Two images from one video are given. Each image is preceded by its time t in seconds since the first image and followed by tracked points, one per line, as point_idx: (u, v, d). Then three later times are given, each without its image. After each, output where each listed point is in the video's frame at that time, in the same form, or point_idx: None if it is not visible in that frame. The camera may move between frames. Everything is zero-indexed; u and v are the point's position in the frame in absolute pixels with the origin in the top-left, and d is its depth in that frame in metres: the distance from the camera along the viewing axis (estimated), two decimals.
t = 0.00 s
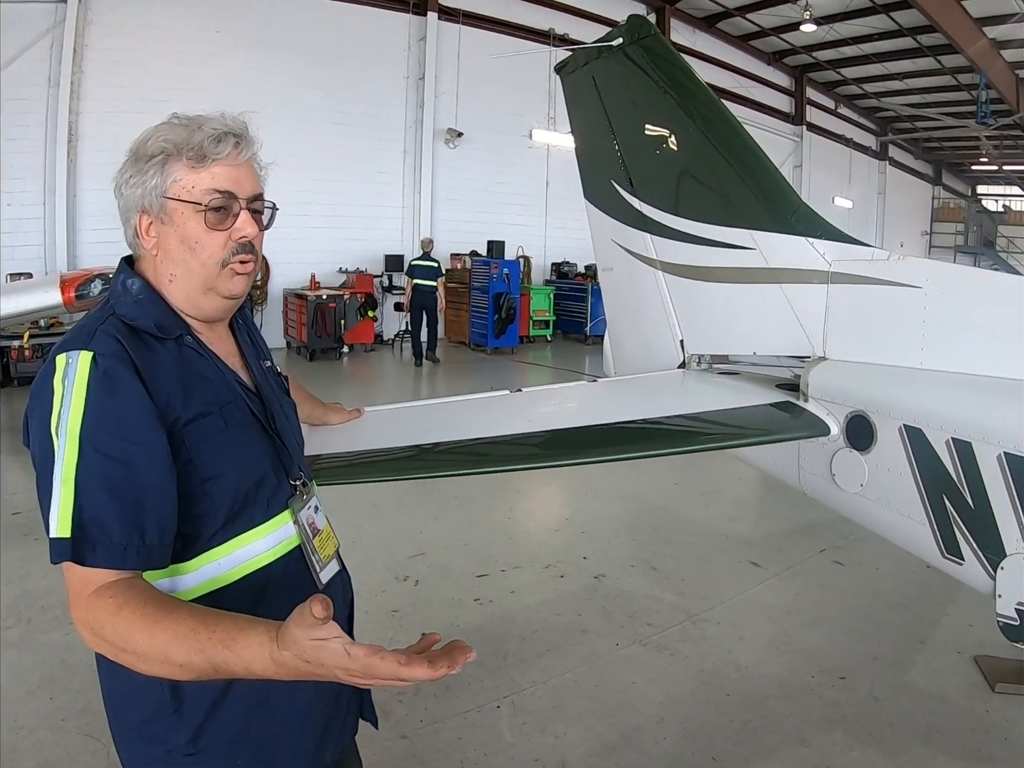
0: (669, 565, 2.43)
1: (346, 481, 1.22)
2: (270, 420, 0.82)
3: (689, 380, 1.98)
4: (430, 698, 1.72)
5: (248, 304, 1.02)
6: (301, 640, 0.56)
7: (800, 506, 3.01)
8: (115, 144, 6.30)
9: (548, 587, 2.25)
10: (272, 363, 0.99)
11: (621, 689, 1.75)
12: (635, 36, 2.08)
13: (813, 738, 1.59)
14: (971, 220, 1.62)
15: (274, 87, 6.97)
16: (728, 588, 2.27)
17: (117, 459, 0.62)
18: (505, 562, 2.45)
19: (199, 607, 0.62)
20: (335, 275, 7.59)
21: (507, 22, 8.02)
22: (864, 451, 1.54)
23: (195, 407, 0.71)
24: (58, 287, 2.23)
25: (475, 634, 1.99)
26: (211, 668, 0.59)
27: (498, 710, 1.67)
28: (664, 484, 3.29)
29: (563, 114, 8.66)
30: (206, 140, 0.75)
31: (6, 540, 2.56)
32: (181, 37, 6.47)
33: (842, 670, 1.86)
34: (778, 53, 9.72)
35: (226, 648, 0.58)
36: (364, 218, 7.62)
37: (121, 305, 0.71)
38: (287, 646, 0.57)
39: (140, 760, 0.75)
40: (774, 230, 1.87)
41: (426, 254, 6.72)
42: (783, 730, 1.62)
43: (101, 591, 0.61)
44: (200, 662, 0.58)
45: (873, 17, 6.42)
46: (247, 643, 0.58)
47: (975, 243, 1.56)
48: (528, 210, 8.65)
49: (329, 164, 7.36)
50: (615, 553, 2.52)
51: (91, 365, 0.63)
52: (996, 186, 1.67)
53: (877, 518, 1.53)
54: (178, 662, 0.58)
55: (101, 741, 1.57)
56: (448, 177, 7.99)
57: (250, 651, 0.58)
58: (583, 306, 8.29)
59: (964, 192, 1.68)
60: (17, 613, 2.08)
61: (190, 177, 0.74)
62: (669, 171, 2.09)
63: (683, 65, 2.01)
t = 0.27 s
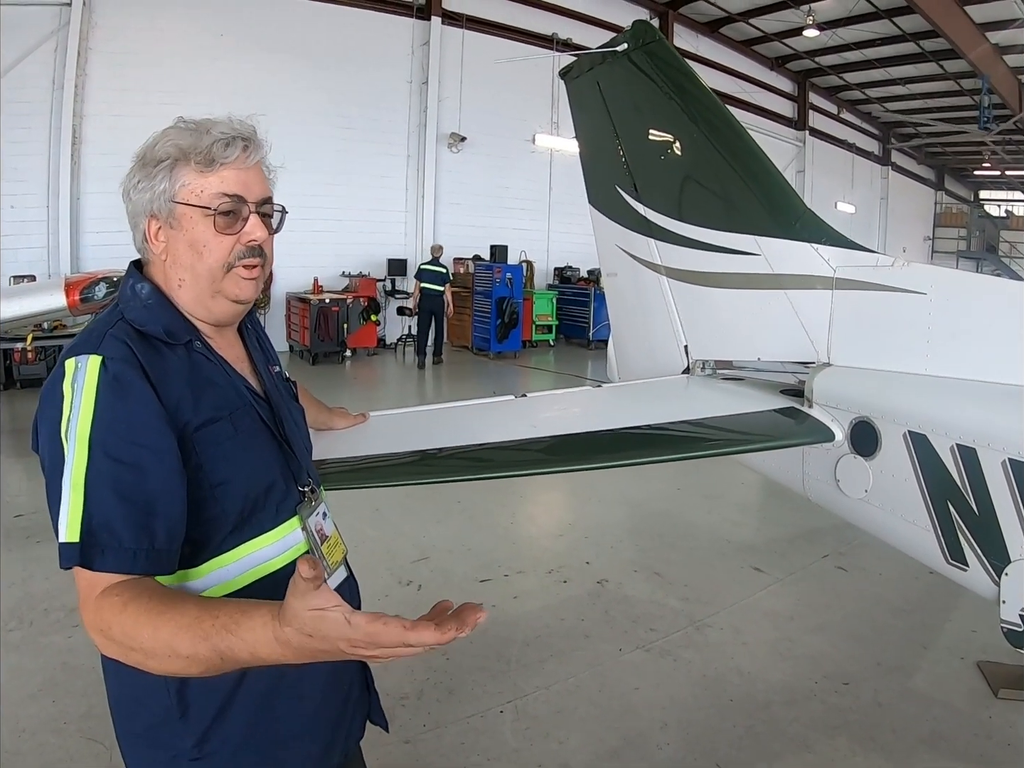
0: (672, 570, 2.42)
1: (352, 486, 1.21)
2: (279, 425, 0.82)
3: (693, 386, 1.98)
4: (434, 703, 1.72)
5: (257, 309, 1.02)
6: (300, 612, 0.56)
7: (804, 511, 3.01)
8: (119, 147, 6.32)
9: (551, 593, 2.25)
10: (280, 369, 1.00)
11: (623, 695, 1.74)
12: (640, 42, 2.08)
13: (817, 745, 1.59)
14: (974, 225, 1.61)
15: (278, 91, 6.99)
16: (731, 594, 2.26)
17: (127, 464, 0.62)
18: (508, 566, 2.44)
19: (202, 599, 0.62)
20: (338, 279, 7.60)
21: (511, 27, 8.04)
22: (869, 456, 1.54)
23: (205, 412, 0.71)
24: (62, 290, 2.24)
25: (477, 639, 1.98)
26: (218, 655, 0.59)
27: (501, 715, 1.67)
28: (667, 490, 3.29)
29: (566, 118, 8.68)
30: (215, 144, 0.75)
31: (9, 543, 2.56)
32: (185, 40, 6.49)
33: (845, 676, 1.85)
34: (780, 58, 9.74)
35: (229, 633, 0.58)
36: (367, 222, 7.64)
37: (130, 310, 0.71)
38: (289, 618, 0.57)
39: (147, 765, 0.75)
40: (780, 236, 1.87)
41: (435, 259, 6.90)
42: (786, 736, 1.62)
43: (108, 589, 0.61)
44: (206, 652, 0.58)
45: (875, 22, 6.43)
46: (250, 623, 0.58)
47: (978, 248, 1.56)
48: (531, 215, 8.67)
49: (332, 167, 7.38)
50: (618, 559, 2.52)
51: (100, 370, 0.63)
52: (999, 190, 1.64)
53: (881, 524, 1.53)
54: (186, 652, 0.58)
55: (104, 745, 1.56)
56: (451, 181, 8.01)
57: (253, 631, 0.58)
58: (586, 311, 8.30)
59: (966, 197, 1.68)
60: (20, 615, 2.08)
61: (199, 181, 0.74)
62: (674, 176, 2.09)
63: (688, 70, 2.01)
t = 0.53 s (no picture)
0: (675, 575, 2.42)
1: (355, 491, 1.22)
2: (284, 431, 0.82)
3: (697, 391, 1.97)
4: (436, 708, 1.71)
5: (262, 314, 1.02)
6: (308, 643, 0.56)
7: (806, 517, 3.00)
8: (122, 149, 6.34)
9: (553, 597, 2.25)
10: (285, 374, 1.00)
11: (626, 700, 1.74)
12: (644, 47, 2.08)
13: (819, 751, 1.58)
14: (977, 230, 1.52)
15: (281, 94, 7.01)
16: (734, 599, 2.26)
17: (133, 469, 0.62)
18: (510, 571, 2.44)
19: (210, 616, 0.62)
20: (340, 282, 7.61)
21: (514, 31, 8.06)
22: (872, 462, 1.54)
23: (211, 416, 0.71)
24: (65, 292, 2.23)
25: (479, 643, 1.98)
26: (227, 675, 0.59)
27: (503, 720, 1.66)
28: (669, 495, 3.28)
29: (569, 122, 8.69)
30: (223, 149, 0.75)
31: (11, 546, 2.56)
32: (189, 43, 6.51)
33: (848, 681, 1.85)
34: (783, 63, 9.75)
35: (239, 656, 0.58)
36: (370, 226, 7.65)
37: (136, 314, 0.72)
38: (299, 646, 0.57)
39: None
40: (783, 241, 1.88)
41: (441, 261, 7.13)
42: (789, 742, 1.61)
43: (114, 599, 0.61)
44: (214, 671, 0.58)
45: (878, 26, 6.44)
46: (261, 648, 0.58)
47: (980, 254, 1.50)
48: (533, 218, 8.68)
49: (335, 171, 7.39)
50: (620, 564, 2.52)
51: (107, 374, 0.63)
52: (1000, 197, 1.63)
53: (885, 530, 1.53)
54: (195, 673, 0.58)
55: (105, 748, 1.56)
56: (454, 185, 8.02)
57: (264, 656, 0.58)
58: (588, 315, 8.30)
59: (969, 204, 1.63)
60: (21, 618, 2.08)
61: (206, 185, 0.74)
62: (677, 181, 2.10)
63: (692, 76, 2.01)
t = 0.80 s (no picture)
0: (676, 576, 2.42)
1: (357, 491, 1.22)
2: (286, 430, 0.82)
3: (699, 392, 1.97)
4: (437, 708, 1.71)
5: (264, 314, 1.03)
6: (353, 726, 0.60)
7: (808, 517, 3.00)
8: (123, 149, 6.35)
9: (554, 598, 2.24)
10: (287, 374, 1.00)
11: (627, 701, 1.74)
12: (645, 47, 2.08)
13: (821, 752, 1.58)
14: (978, 232, 1.49)
15: (283, 94, 7.02)
16: (735, 600, 2.26)
17: (136, 469, 0.62)
18: (511, 572, 2.44)
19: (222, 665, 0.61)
20: (341, 283, 7.61)
21: (515, 32, 8.06)
22: (874, 462, 1.53)
23: (213, 415, 0.71)
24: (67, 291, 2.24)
25: (480, 644, 1.98)
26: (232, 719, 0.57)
27: (504, 721, 1.66)
28: (670, 496, 3.28)
29: (571, 124, 8.70)
30: (224, 146, 0.75)
31: (11, 546, 2.56)
32: (191, 43, 6.52)
33: (850, 682, 1.84)
34: (784, 64, 9.75)
35: (262, 708, 0.58)
36: (371, 226, 7.65)
37: (139, 312, 0.71)
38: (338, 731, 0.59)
39: None
40: (785, 241, 1.87)
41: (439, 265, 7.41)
42: (790, 743, 1.61)
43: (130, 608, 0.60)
44: (227, 711, 0.57)
45: (880, 28, 6.45)
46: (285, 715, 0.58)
47: (981, 256, 1.47)
48: (534, 219, 8.68)
49: (336, 172, 7.40)
50: (621, 564, 2.52)
51: (110, 372, 0.63)
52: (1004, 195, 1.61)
53: (887, 530, 1.52)
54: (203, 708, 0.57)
55: (105, 748, 1.56)
56: (456, 186, 8.03)
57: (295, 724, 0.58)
58: (590, 316, 8.29)
59: (970, 205, 1.62)
60: (21, 617, 2.08)
61: (200, 182, 0.75)
62: (678, 182, 2.10)
63: (693, 76, 2.01)
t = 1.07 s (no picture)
0: (678, 576, 2.42)
1: (359, 490, 1.22)
2: (289, 430, 0.83)
3: (700, 392, 1.97)
4: (438, 708, 1.70)
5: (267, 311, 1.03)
6: None
7: (809, 518, 2.99)
8: (125, 149, 6.36)
9: (555, 598, 2.24)
10: (290, 372, 1.00)
11: (629, 701, 1.74)
12: (648, 47, 2.08)
13: (823, 752, 1.58)
14: (979, 232, 1.56)
15: (285, 93, 7.02)
16: (736, 600, 2.25)
17: (139, 470, 0.62)
18: (512, 572, 2.44)
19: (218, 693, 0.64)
20: (343, 282, 7.61)
21: (517, 32, 8.06)
22: (877, 462, 1.53)
23: (216, 415, 0.71)
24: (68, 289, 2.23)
25: (481, 644, 1.98)
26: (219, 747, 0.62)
27: (505, 721, 1.66)
28: (672, 496, 3.27)
29: (572, 124, 8.70)
30: (229, 145, 0.75)
31: (13, 545, 2.56)
32: (192, 43, 6.52)
33: (851, 683, 1.84)
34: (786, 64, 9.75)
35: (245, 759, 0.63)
36: (373, 226, 7.65)
37: (142, 311, 0.71)
38: None
39: None
40: (787, 241, 1.87)
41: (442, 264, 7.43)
42: (792, 743, 1.60)
43: (132, 621, 0.61)
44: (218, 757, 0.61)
45: (882, 28, 6.45)
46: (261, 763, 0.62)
47: (983, 256, 1.52)
48: (536, 219, 8.68)
49: (338, 172, 7.40)
50: (622, 564, 2.51)
51: (113, 373, 0.63)
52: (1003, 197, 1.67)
53: (890, 530, 1.52)
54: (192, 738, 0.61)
55: (106, 747, 1.56)
56: (457, 186, 8.02)
57: None
58: (591, 316, 8.29)
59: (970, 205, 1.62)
60: (23, 617, 2.08)
61: (211, 182, 0.74)
62: (680, 182, 2.10)
63: (695, 76, 2.01)
